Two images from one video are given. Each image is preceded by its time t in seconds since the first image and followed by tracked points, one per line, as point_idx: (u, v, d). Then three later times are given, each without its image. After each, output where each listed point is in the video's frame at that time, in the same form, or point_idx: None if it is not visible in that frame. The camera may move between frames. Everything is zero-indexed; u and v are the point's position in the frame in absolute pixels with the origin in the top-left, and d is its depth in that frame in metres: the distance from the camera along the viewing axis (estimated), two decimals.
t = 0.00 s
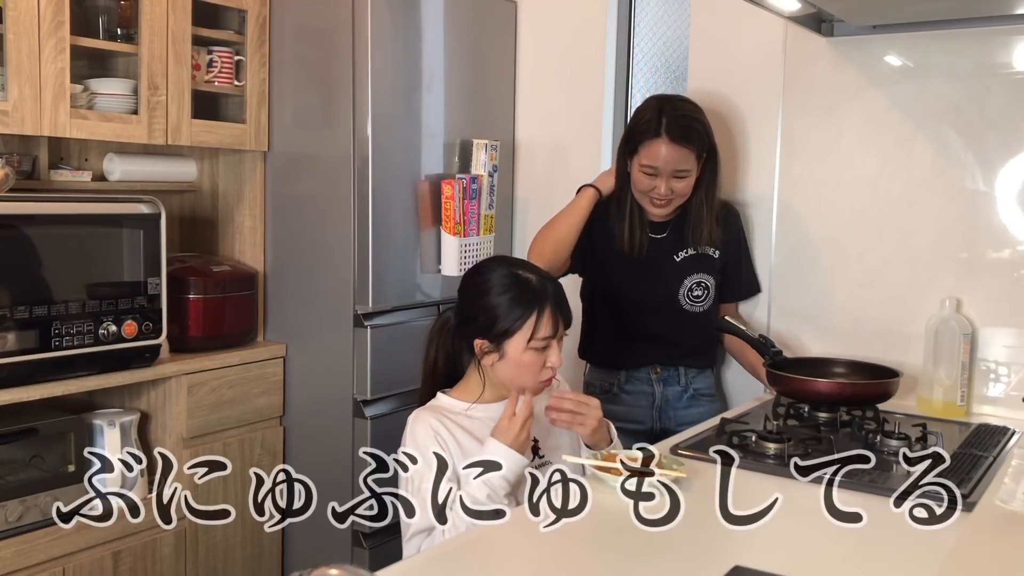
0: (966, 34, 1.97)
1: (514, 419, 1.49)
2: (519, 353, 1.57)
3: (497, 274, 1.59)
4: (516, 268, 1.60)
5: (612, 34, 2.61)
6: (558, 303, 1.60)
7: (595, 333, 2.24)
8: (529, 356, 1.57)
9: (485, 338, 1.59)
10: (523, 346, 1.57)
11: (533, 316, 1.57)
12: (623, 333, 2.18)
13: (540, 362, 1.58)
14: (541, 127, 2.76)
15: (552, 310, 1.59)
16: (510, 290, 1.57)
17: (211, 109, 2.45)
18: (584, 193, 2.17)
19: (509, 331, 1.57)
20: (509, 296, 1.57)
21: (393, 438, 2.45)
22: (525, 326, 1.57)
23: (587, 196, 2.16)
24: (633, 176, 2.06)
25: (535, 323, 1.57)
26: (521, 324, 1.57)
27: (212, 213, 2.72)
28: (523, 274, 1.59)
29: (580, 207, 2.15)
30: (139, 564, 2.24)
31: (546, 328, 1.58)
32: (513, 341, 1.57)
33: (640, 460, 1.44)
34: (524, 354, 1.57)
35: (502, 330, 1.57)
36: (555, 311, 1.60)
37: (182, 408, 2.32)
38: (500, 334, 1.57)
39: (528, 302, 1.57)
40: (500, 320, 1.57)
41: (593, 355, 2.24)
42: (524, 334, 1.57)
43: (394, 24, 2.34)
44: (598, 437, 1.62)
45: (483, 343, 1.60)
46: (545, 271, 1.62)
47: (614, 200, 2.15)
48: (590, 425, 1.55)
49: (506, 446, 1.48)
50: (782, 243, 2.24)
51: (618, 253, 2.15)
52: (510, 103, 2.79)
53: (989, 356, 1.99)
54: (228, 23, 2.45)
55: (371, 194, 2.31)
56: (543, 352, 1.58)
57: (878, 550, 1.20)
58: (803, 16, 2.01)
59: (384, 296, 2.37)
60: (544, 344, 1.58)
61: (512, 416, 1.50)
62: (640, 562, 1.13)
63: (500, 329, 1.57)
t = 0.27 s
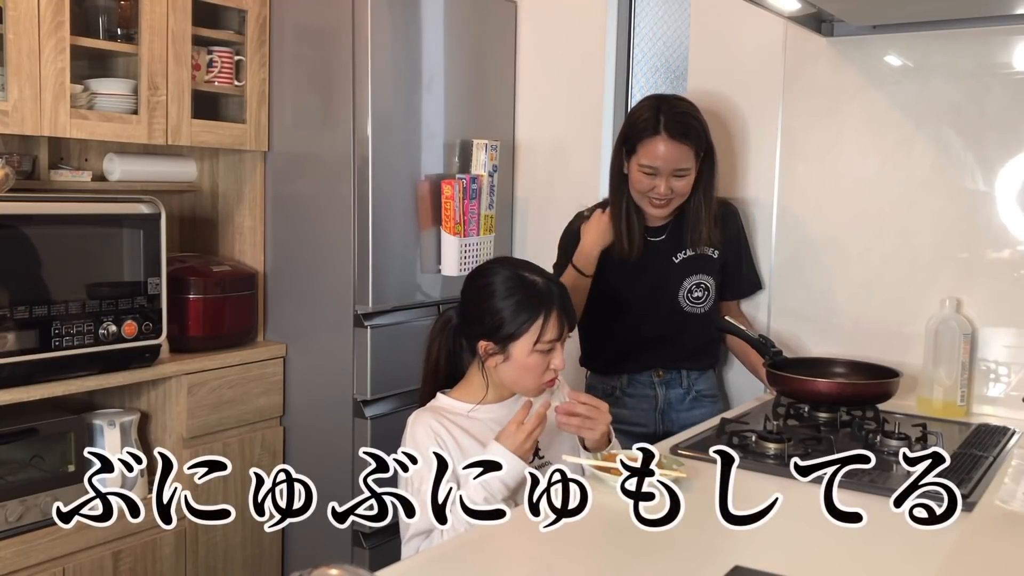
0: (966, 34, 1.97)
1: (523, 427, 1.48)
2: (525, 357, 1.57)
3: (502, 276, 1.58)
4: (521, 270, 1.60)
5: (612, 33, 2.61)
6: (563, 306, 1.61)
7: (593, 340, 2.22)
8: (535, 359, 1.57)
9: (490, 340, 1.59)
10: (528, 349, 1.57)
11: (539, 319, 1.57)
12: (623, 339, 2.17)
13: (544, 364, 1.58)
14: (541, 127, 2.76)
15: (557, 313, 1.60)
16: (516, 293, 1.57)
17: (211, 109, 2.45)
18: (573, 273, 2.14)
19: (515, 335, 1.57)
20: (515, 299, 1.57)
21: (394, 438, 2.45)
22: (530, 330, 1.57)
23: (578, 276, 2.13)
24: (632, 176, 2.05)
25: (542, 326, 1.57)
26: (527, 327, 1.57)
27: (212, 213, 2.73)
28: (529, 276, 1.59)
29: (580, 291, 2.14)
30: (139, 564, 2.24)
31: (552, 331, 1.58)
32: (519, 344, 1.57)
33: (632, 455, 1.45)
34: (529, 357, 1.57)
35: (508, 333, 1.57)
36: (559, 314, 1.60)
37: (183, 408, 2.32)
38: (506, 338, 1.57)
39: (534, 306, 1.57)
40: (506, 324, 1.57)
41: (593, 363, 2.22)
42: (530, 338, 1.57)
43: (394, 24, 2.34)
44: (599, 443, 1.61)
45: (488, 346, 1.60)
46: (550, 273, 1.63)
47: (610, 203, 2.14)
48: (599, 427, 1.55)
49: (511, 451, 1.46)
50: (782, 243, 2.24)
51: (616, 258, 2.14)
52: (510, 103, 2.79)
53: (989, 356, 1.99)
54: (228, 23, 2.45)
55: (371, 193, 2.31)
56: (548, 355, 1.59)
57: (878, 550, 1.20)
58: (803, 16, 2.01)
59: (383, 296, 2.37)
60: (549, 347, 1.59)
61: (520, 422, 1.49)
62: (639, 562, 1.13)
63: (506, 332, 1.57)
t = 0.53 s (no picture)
0: (966, 34, 1.97)
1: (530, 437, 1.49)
2: (526, 352, 1.57)
3: (503, 272, 1.58)
4: (521, 266, 1.60)
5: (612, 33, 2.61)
6: (565, 302, 1.61)
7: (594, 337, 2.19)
8: (537, 355, 1.57)
9: (492, 337, 1.59)
10: (531, 344, 1.57)
11: (540, 314, 1.58)
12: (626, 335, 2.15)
13: (546, 360, 1.58)
14: (541, 127, 2.76)
15: (558, 309, 1.60)
16: (517, 288, 1.57)
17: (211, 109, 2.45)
18: (582, 300, 2.08)
19: (517, 330, 1.56)
20: (516, 295, 1.57)
21: (394, 438, 2.45)
22: (532, 325, 1.57)
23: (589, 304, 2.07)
24: (632, 168, 2.07)
25: (545, 321, 1.57)
26: (529, 322, 1.57)
27: (212, 213, 2.73)
28: (530, 272, 1.59)
29: (588, 317, 2.10)
30: (139, 564, 2.24)
31: (554, 326, 1.59)
32: (521, 340, 1.57)
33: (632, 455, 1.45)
34: (531, 353, 1.57)
35: (510, 329, 1.57)
36: (560, 310, 1.60)
37: (183, 408, 2.32)
38: (507, 333, 1.57)
39: (535, 301, 1.57)
40: (508, 319, 1.57)
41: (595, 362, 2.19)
42: (532, 333, 1.57)
43: (394, 24, 2.34)
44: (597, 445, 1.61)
45: (490, 342, 1.60)
46: (551, 270, 1.63)
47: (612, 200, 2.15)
48: (589, 439, 1.55)
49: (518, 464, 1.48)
50: (782, 244, 2.24)
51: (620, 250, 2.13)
52: (510, 103, 2.79)
53: (989, 356, 1.99)
54: (228, 23, 2.45)
55: (371, 193, 2.31)
56: (549, 350, 1.58)
57: (878, 550, 1.20)
58: (803, 16, 2.01)
59: (383, 296, 2.37)
60: (550, 342, 1.58)
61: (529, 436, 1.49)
62: (640, 562, 1.13)
63: (508, 328, 1.57)
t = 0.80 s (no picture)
0: (966, 35, 1.97)
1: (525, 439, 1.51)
2: (525, 342, 1.57)
3: (499, 265, 1.59)
4: (516, 259, 1.61)
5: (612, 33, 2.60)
6: (562, 291, 1.62)
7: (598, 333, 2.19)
8: (536, 345, 1.57)
9: (491, 330, 1.59)
10: (530, 333, 1.57)
11: (537, 303, 1.58)
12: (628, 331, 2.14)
13: (547, 350, 1.58)
14: (541, 127, 2.76)
15: (555, 298, 1.61)
16: (513, 279, 1.58)
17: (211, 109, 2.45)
18: (595, 278, 2.03)
19: (515, 321, 1.57)
20: (512, 286, 1.58)
21: (394, 438, 2.45)
22: (529, 315, 1.58)
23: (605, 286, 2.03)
24: (631, 164, 2.07)
25: (541, 309, 1.58)
26: (527, 311, 1.57)
27: (212, 213, 2.73)
28: (525, 263, 1.60)
29: (601, 298, 2.05)
30: (139, 564, 2.24)
31: (551, 314, 1.59)
32: (520, 330, 1.57)
33: (632, 455, 1.45)
34: (530, 343, 1.57)
35: (508, 320, 1.57)
36: (558, 300, 1.61)
37: (183, 408, 2.32)
38: (506, 325, 1.57)
39: (531, 291, 1.58)
40: (505, 311, 1.57)
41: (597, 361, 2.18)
42: (530, 322, 1.57)
43: (394, 23, 2.34)
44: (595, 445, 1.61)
45: (490, 336, 1.60)
46: (546, 261, 1.64)
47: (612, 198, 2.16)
48: (580, 439, 1.57)
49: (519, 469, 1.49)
50: (782, 244, 2.24)
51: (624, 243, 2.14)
52: (510, 103, 2.79)
53: (989, 356, 1.99)
54: (228, 23, 2.45)
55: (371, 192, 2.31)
56: (549, 341, 1.58)
57: (878, 550, 1.20)
58: (803, 16, 2.01)
59: (383, 296, 2.37)
60: (549, 332, 1.59)
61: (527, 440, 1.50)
62: (640, 562, 1.13)
63: (505, 319, 1.57)
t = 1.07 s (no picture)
0: (967, 34, 1.97)
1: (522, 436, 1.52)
2: (517, 335, 1.57)
3: (494, 261, 1.61)
4: (510, 255, 1.63)
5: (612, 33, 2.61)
6: (555, 286, 1.63)
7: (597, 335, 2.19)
8: (528, 339, 1.57)
9: (485, 324, 1.60)
10: (522, 328, 1.57)
11: (530, 296, 1.59)
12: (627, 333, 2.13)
13: (540, 345, 1.57)
14: (541, 127, 2.76)
15: (548, 293, 1.61)
16: (505, 272, 1.60)
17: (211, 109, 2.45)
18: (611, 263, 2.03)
19: (507, 313, 1.58)
20: (504, 279, 1.59)
21: (393, 438, 2.45)
22: (521, 308, 1.58)
23: (619, 269, 2.01)
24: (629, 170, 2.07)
25: (532, 304, 1.58)
26: (518, 305, 1.58)
27: (212, 213, 2.73)
28: (519, 259, 1.62)
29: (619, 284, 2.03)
30: (139, 564, 2.24)
31: (543, 308, 1.59)
32: (512, 324, 1.58)
33: (632, 455, 1.45)
34: (522, 336, 1.57)
35: (500, 314, 1.58)
36: (552, 295, 1.61)
37: (183, 408, 2.32)
38: (498, 317, 1.58)
39: (523, 285, 1.59)
40: (498, 304, 1.59)
41: (594, 363, 2.18)
42: (522, 316, 1.58)
43: (394, 23, 2.34)
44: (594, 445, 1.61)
45: (484, 330, 1.61)
46: (541, 257, 1.65)
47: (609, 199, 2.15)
48: (579, 438, 1.57)
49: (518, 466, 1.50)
50: (782, 244, 2.25)
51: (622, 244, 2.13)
52: (510, 103, 2.79)
53: (989, 356, 1.99)
54: (228, 23, 2.45)
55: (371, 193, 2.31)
56: (542, 335, 1.58)
57: (878, 550, 1.20)
58: (803, 16, 2.01)
59: (383, 296, 2.37)
60: (542, 326, 1.58)
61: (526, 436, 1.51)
62: (639, 561, 1.13)
63: (498, 313, 1.59)
